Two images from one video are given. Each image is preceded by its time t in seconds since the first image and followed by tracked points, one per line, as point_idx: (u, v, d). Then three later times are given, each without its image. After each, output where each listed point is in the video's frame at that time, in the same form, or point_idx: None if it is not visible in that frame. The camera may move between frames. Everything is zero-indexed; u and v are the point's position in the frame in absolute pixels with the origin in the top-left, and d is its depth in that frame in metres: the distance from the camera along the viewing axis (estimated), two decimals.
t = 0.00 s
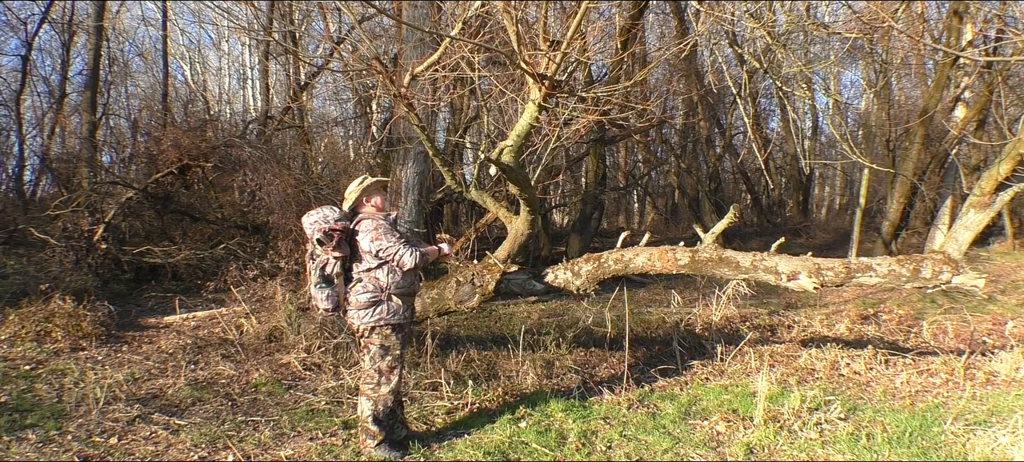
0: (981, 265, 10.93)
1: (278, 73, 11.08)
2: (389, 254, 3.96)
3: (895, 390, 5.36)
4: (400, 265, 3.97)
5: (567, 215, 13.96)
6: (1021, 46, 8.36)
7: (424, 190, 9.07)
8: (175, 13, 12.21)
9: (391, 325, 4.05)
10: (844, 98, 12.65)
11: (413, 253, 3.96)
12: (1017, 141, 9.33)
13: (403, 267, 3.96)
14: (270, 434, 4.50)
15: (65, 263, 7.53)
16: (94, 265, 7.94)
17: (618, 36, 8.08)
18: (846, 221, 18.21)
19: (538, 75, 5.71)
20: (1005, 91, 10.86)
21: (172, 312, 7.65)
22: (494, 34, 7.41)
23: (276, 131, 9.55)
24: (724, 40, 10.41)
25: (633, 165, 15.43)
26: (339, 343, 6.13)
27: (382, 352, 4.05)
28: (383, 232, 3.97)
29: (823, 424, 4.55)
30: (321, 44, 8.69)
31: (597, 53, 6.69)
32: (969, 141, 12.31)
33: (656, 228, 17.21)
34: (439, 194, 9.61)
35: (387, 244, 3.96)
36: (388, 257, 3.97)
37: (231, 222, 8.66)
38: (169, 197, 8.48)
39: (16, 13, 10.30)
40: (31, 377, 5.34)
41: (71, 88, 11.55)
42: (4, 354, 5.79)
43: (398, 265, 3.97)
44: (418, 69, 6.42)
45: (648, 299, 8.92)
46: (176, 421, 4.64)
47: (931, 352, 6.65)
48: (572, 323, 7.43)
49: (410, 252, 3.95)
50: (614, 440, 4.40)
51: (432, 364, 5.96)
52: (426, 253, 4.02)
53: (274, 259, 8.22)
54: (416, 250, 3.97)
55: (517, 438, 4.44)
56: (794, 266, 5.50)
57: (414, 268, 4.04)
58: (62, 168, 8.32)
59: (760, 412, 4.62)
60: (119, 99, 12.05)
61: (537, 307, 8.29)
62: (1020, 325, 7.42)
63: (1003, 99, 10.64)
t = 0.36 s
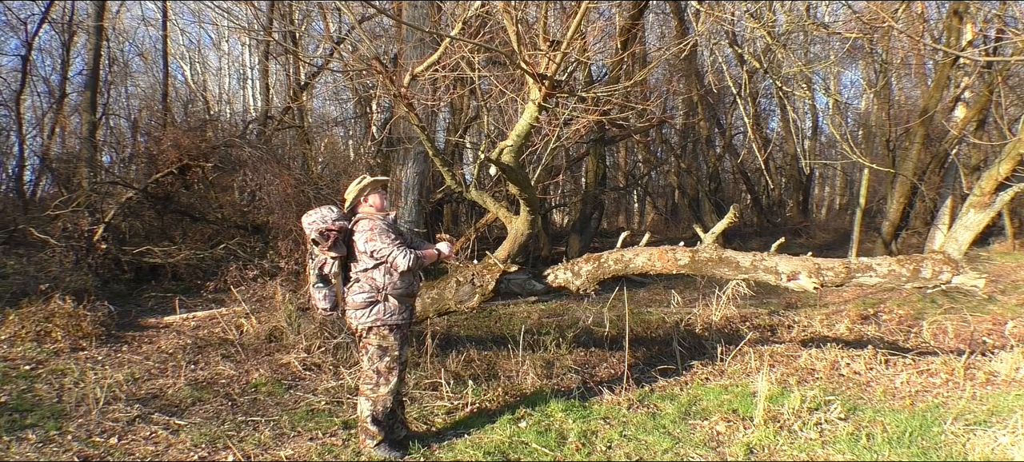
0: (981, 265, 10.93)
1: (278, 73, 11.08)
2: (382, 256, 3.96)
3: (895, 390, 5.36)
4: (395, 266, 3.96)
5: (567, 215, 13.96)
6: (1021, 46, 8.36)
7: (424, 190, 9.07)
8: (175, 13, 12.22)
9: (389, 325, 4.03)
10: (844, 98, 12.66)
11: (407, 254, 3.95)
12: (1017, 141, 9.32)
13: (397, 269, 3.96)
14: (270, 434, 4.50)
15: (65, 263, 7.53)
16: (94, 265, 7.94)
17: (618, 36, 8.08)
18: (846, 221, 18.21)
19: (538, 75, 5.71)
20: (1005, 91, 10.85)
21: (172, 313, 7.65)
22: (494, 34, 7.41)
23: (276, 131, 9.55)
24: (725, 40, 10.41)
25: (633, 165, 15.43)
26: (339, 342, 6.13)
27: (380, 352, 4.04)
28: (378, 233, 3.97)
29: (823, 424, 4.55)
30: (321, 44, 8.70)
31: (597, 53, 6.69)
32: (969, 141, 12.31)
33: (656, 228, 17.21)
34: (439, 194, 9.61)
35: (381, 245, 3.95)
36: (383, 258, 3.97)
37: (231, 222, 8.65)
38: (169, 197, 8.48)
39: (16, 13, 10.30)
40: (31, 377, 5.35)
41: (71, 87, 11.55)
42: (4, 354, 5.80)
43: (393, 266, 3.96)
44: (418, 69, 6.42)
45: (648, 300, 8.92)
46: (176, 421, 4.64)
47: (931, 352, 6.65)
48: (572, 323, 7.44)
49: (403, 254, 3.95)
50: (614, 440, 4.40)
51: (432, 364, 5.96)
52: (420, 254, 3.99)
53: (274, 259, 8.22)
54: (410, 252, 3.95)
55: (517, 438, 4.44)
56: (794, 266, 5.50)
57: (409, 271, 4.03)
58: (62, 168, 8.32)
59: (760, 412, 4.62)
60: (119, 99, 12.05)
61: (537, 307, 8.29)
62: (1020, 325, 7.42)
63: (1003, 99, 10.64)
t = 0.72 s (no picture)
0: (981, 265, 10.93)
1: (278, 73, 11.09)
2: (382, 258, 3.97)
3: (895, 389, 5.36)
4: (395, 267, 3.96)
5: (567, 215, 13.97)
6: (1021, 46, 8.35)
7: (424, 190, 9.07)
8: (174, 12, 12.22)
9: (389, 326, 4.02)
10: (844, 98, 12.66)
11: (406, 256, 3.95)
12: (1017, 141, 9.33)
13: (397, 270, 3.96)
14: (270, 433, 4.50)
15: (65, 263, 7.53)
16: (94, 265, 7.94)
17: (618, 36, 8.08)
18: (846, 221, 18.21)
19: (538, 75, 5.71)
20: (1005, 91, 10.85)
21: (172, 312, 7.65)
22: (494, 34, 7.41)
23: (276, 131, 9.55)
24: (725, 40, 10.41)
25: (633, 165, 15.43)
26: (339, 343, 6.13)
27: (380, 353, 4.04)
28: (378, 234, 3.97)
29: (823, 424, 4.55)
30: (321, 44, 8.70)
31: (597, 53, 6.69)
32: (969, 141, 12.31)
33: (656, 228, 17.22)
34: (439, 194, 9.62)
35: (381, 246, 3.95)
36: (383, 259, 3.97)
37: (231, 222, 8.66)
38: (169, 197, 8.48)
39: (16, 13, 10.30)
40: (31, 377, 5.35)
41: (71, 88, 11.56)
42: (4, 354, 5.80)
43: (393, 267, 3.96)
44: (418, 69, 6.42)
45: (648, 299, 8.92)
46: (176, 421, 4.64)
47: (931, 352, 6.65)
48: (572, 323, 7.44)
49: (402, 255, 3.94)
50: (614, 440, 4.40)
51: (432, 364, 5.96)
52: (420, 255, 4.00)
53: (274, 259, 8.22)
54: (409, 253, 3.95)
55: (517, 438, 4.44)
56: (794, 266, 5.50)
57: (409, 272, 4.03)
58: (62, 168, 8.32)
59: (760, 412, 4.62)
60: (119, 99, 12.06)
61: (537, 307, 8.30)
62: (1020, 325, 7.42)
63: (1003, 99, 10.63)
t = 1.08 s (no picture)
0: (981, 265, 10.92)
1: (278, 73, 11.08)
2: (382, 258, 3.97)
3: (895, 389, 5.36)
4: (395, 267, 3.96)
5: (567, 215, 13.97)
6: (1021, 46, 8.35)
7: (424, 190, 9.07)
8: (174, 12, 12.22)
9: (389, 326, 4.03)
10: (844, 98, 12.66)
11: (406, 256, 3.95)
12: (1017, 141, 9.32)
13: (397, 271, 3.96)
14: (270, 433, 4.50)
15: (65, 263, 7.54)
16: (94, 265, 7.94)
17: (618, 36, 8.08)
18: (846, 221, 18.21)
19: (538, 75, 5.71)
20: (1005, 91, 10.85)
21: (172, 312, 7.65)
22: (494, 34, 7.41)
23: (276, 131, 9.55)
24: (725, 40, 10.41)
25: (633, 165, 15.43)
26: (339, 343, 6.14)
27: (380, 352, 4.04)
28: (379, 234, 3.97)
29: (823, 424, 4.55)
30: (321, 44, 8.69)
31: (597, 53, 6.69)
32: (969, 141, 12.31)
33: (656, 228, 17.22)
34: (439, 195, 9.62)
35: (382, 246, 3.96)
36: (383, 259, 3.97)
37: (231, 222, 8.65)
38: (169, 197, 8.48)
39: (16, 13, 10.30)
40: (31, 377, 5.35)
41: (71, 88, 11.56)
42: (4, 354, 5.80)
43: (392, 268, 3.97)
44: (418, 69, 6.42)
45: (648, 299, 8.91)
46: (176, 421, 4.64)
47: (931, 352, 6.65)
48: (572, 323, 7.44)
49: (402, 255, 3.94)
50: (614, 440, 4.40)
51: (432, 364, 5.96)
52: (420, 256, 4.00)
53: (274, 259, 8.21)
54: (410, 254, 3.96)
55: (517, 438, 4.44)
56: (794, 266, 5.50)
57: (409, 272, 4.02)
58: (62, 168, 8.32)
59: (760, 412, 4.62)
60: (119, 99, 12.06)
61: (537, 307, 8.30)
62: (1020, 325, 7.42)
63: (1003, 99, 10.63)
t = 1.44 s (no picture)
0: (981, 265, 10.92)
1: (278, 73, 11.09)
2: (382, 257, 3.96)
3: (895, 389, 5.36)
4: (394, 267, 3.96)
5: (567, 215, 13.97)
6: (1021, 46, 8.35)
7: (424, 190, 9.07)
8: (174, 12, 12.22)
9: (388, 326, 4.03)
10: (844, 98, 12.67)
11: (406, 255, 3.94)
12: (1017, 141, 9.32)
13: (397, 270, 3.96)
14: (270, 433, 4.50)
15: (65, 263, 7.54)
16: (94, 265, 7.94)
17: (618, 36, 8.08)
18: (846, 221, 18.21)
19: (538, 75, 5.71)
20: (1005, 91, 10.85)
21: (172, 313, 7.65)
22: (494, 34, 7.41)
23: (276, 131, 9.55)
24: (725, 40, 10.40)
25: (633, 165, 15.43)
26: (339, 343, 6.14)
27: (379, 353, 4.04)
28: (378, 234, 3.97)
29: (823, 424, 4.55)
30: (321, 44, 8.69)
31: (597, 53, 6.69)
32: (969, 141, 12.31)
33: (656, 228, 17.22)
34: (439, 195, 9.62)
35: (382, 246, 3.95)
36: (383, 259, 3.97)
37: (231, 222, 8.65)
38: (169, 197, 8.48)
39: (16, 13, 10.30)
40: (31, 377, 5.35)
41: (71, 87, 11.56)
42: (4, 354, 5.80)
43: (392, 268, 3.97)
44: (418, 69, 6.42)
45: (648, 299, 8.91)
46: (176, 421, 4.64)
47: (931, 352, 6.64)
48: (572, 323, 7.44)
49: (402, 255, 3.93)
50: (614, 440, 4.40)
51: (432, 364, 5.97)
52: (421, 255, 4.00)
53: (274, 259, 8.20)
54: (410, 254, 3.96)
55: (517, 438, 4.44)
56: (794, 266, 5.50)
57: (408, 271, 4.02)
58: (62, 168, 8.33)
59: (760, 412, 4.62)
60: (119, 99, 12.07)
61: (537, 307, 8.30)
62: (1020, 325, 7.42)
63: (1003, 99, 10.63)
